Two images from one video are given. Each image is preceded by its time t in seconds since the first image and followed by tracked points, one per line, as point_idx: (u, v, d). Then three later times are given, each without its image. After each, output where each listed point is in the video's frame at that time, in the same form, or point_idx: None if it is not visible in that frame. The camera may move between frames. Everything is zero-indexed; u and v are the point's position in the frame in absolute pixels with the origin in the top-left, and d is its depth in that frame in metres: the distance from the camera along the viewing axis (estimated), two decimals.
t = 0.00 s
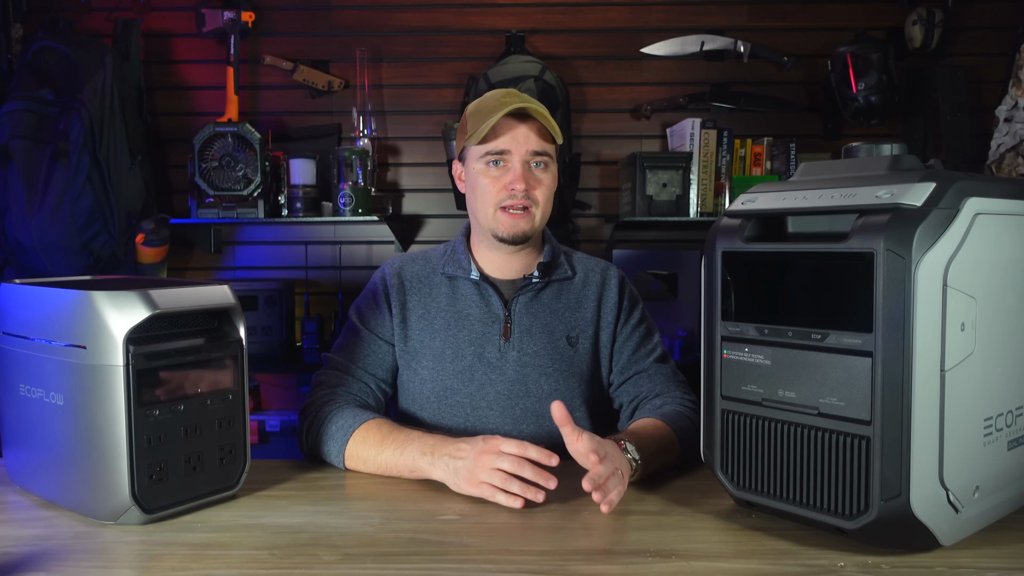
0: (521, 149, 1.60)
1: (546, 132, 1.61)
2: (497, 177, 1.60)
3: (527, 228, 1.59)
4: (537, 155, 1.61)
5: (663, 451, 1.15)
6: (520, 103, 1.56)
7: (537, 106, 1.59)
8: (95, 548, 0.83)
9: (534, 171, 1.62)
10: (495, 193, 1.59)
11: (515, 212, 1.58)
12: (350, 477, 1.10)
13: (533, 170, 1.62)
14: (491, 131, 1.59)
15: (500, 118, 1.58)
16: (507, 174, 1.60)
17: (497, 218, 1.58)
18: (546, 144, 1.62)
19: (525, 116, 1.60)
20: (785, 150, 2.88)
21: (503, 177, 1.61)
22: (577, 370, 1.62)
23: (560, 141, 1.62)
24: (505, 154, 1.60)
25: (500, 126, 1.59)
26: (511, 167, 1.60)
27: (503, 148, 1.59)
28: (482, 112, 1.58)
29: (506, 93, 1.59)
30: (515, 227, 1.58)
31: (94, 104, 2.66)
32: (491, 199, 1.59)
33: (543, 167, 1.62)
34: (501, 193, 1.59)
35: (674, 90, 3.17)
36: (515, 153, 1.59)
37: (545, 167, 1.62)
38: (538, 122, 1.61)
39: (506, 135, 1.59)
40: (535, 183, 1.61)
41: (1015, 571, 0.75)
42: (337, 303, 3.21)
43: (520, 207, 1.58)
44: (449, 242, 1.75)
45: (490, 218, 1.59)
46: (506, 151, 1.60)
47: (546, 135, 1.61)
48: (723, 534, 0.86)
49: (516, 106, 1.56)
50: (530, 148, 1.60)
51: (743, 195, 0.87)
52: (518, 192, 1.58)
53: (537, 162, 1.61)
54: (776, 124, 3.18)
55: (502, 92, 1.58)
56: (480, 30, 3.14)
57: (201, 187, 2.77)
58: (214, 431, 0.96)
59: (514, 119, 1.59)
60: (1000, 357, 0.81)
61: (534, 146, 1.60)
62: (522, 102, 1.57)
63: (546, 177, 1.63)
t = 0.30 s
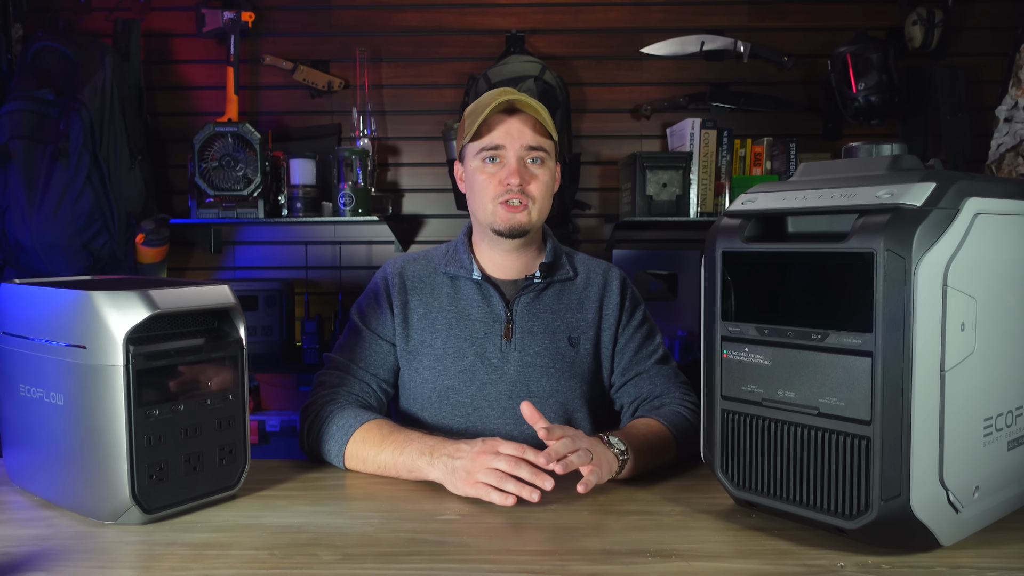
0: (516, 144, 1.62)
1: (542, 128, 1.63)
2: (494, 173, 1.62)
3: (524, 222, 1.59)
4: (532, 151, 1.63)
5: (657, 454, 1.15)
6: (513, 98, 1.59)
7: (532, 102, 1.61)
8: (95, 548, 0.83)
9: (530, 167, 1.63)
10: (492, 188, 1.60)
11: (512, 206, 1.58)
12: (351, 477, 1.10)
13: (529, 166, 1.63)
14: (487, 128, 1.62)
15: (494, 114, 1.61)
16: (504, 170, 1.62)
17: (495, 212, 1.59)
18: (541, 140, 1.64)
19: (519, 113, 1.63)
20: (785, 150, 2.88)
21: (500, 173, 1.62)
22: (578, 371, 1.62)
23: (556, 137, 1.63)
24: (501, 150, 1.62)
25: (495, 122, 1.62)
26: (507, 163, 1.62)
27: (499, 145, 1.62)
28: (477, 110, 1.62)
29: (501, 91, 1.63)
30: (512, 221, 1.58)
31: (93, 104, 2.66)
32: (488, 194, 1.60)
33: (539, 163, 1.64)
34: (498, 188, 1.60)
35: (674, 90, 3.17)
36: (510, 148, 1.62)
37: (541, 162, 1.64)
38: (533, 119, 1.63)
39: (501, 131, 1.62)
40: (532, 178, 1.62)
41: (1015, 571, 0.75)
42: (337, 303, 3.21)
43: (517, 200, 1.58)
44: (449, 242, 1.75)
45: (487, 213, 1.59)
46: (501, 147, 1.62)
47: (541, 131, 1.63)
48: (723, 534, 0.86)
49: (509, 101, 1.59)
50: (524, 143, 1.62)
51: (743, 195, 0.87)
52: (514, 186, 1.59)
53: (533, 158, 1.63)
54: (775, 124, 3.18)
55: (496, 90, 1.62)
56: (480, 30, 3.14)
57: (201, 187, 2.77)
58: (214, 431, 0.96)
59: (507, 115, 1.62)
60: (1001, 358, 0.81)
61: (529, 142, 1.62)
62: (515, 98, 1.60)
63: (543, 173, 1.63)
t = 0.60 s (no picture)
0: (521, 136, 1.63)
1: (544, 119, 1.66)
2: (501, 166, 1.63)
3: (536, 212, 1.60)
4: (537, 141, 1.65)
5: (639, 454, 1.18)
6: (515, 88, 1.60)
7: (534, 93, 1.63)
8: (95, 548, 0.83)
9: (536, 157, 1.64)
10: (500, 180, 1.61)
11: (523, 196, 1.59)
12: (352, 477, 1.10)
13: (535, 157, 1.64)
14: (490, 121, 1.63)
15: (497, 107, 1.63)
16: (510, 161, 1.62)
17: (507, 204, 1.59)
18: (544, 131, 1.66)
19: (521, 105, 1.64)
20: (785, 150, 2.88)
21: (507, 165, 1.63)
22: (581, 371, 1.62)
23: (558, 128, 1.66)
24: (506, 142, 1.63)
25: (499, 116, 1.63)
26: (513, 154, 1.63)
27: (503, 137, 1.63)
28: (479, 105, 1.63)
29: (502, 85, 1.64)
30: (525, 212, 1.58)
31: (94, 104, 2.66)
32: (497, 186, 1.61)
33: (544, 153, 1.65)
34: (506, 178, 1.61)
35: (673, 90, 3.17)
36: (515, 138, 1.63)
37: (545, 153, 1.66)
38: (534, 110, 1.65)
39: (505, 122, 1.63)
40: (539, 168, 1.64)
41: (1015, 571, 0.75)
42: (337, 303, 3.21)
43: (527, 190, 1.60)
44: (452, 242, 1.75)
45: (499, 205, 1.59)
46: (506, 139, 1.64)
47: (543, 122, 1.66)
48: (723, 534, 0.86)
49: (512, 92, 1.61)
50: (529, 133, 1.64)
51: (742, 195, 0.87)
52: (523, 175, 1.60)
53: (538, 149, 1.65)
54: (775, 124, 3.18)
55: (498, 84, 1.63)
56: (480, 30, 3.14)
57: (201, 187, 2.78)
58: (214, 431, 0.96)
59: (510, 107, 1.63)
60: (1002, 358, 0.81)
61: (533, 133, 1.63)
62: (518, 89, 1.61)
63: (548, 163, 1.65)
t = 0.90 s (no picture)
0: (512, 131, 1.66)
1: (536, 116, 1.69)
2: (492, 160, 1.64)
3: (526, 200, 1.58)
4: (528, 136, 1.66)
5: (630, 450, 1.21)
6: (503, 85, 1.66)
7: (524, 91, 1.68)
8: (95, 548, 0.83)
9: (527, 152, 1.66)
10: (491, 172, 1.62)
11: (512, 185, 1.59)
12: (352, 476, 1.10)
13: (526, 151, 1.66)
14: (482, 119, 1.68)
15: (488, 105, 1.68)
16: (501, 155, 1.64)
17: (496, 193, 1.58)
18: (537, 127, 1.68)
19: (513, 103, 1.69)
20: (785, 150, 2.89)
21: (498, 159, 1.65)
22: (581, 370, 1.62)
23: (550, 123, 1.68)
24: (497, 137, 1.66)
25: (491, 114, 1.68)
26: (504, 148, 1.65)
27: (495, 133, 1.66)
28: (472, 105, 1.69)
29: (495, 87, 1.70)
30: (514, 199, 1.57)
31: (93, 104, 2.66)
32: (488, 178, 1.62)
33: (536, 148, 1.66)
34: (497, 171, 1.62)
35: (673, 90, 3.17)
36: (505, 133, 1.65)
37: (538, 148, 1.66)
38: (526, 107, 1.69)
39: (496, 119, 1.67)
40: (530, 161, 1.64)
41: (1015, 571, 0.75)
42: (337, 303, 3.21)
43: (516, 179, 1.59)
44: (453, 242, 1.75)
45: (489, 195, 1.59)
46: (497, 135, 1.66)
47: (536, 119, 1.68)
48: (723, 534, 0.86)
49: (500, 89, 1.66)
50: (520, 128, 1.66)
51: (742, 195, 0.87)
52: (512, 166, 1.61)
53: (529, 143, 1.66)
54: (775, 124, 3.18)
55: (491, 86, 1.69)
56: (480, 30, 3.15)
57: (201, 187, 2.78)
58: (214, 431, 0.96)
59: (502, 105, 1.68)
60: (1002, 359, 0.81)
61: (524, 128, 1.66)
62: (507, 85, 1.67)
63: (541, 158, 1.66)
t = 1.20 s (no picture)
0: (503, 141, 1.65)
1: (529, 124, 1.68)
2: (484, 171, 1.65)
3: (515, 215, 1.59)
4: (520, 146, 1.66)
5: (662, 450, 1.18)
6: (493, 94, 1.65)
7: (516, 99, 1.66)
8: (95, 548, 0.83)
9: (519, 162, 1.65)
10: (481, 185, 1.63)
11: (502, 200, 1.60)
12: (353, 476, 1.10)
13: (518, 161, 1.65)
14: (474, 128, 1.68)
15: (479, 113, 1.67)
16: (492, 166, 1.64)
17: (485, 207, 1.60)
18: (529, 135, 1.67)
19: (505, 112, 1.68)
20: (785, 150, 2.89)
21: (489, 170, 1.65)
22: (580, 367, 1.62)
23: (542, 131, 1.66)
24: (489, 147, 1.66)
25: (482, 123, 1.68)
26: (495, 159, 1.65)
27: (487, 143, 1.66)
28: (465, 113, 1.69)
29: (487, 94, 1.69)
30: (503, 215, 1.59)
31: (93, 104, 2.66)
32: (479, 190, 1.63)
33: (528, 158, 1.66)
34: (488, 183, 1.63)
35: (673, 90, 3.17)
36: (497, 143, 1.65)
37: (529, 158, 1.66)
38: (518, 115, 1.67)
39: (488, 128, 1.67)
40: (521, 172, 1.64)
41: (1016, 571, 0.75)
42: (337, 303, 3.21)
43: (505, 194, 1.60)
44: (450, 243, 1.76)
45: (479, 209, 1.61)
46: (489, 145, 1.66)
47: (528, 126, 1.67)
48: (723, 534, 0.86)
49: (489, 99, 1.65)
50: (511, 138, 1.66)
51: (742, 195, 0.87)
52: (501, 180, 1.61)
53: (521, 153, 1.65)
54: (776, 124, 3.18)
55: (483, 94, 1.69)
56: (481, 30, 3.14)
57: (201, 187, 2.78)
58: (214, 431, 0.96)
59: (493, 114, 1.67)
60: (1002, 357, 0.81)
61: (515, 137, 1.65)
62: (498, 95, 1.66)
63: (532, 167, 1.65)
